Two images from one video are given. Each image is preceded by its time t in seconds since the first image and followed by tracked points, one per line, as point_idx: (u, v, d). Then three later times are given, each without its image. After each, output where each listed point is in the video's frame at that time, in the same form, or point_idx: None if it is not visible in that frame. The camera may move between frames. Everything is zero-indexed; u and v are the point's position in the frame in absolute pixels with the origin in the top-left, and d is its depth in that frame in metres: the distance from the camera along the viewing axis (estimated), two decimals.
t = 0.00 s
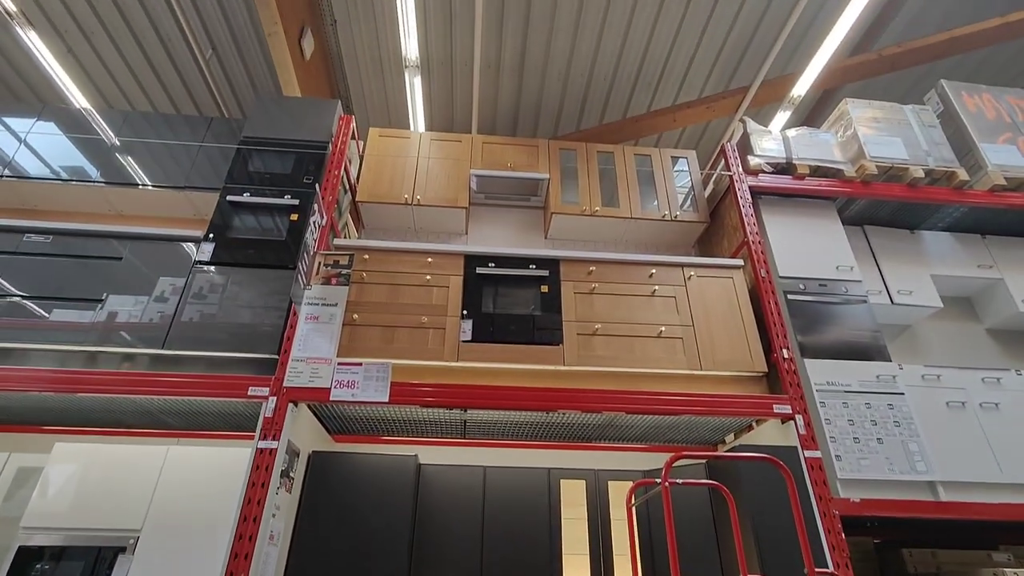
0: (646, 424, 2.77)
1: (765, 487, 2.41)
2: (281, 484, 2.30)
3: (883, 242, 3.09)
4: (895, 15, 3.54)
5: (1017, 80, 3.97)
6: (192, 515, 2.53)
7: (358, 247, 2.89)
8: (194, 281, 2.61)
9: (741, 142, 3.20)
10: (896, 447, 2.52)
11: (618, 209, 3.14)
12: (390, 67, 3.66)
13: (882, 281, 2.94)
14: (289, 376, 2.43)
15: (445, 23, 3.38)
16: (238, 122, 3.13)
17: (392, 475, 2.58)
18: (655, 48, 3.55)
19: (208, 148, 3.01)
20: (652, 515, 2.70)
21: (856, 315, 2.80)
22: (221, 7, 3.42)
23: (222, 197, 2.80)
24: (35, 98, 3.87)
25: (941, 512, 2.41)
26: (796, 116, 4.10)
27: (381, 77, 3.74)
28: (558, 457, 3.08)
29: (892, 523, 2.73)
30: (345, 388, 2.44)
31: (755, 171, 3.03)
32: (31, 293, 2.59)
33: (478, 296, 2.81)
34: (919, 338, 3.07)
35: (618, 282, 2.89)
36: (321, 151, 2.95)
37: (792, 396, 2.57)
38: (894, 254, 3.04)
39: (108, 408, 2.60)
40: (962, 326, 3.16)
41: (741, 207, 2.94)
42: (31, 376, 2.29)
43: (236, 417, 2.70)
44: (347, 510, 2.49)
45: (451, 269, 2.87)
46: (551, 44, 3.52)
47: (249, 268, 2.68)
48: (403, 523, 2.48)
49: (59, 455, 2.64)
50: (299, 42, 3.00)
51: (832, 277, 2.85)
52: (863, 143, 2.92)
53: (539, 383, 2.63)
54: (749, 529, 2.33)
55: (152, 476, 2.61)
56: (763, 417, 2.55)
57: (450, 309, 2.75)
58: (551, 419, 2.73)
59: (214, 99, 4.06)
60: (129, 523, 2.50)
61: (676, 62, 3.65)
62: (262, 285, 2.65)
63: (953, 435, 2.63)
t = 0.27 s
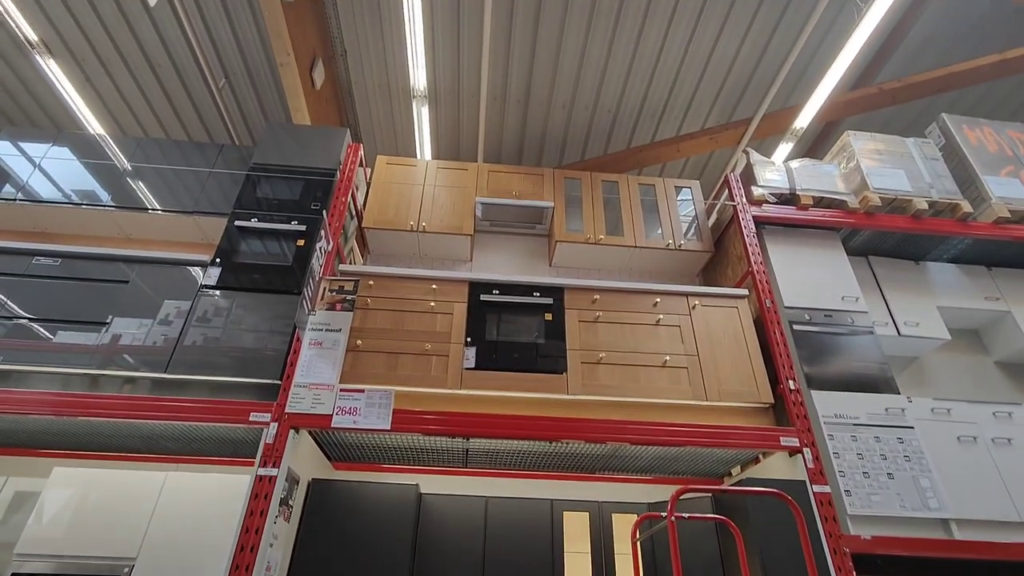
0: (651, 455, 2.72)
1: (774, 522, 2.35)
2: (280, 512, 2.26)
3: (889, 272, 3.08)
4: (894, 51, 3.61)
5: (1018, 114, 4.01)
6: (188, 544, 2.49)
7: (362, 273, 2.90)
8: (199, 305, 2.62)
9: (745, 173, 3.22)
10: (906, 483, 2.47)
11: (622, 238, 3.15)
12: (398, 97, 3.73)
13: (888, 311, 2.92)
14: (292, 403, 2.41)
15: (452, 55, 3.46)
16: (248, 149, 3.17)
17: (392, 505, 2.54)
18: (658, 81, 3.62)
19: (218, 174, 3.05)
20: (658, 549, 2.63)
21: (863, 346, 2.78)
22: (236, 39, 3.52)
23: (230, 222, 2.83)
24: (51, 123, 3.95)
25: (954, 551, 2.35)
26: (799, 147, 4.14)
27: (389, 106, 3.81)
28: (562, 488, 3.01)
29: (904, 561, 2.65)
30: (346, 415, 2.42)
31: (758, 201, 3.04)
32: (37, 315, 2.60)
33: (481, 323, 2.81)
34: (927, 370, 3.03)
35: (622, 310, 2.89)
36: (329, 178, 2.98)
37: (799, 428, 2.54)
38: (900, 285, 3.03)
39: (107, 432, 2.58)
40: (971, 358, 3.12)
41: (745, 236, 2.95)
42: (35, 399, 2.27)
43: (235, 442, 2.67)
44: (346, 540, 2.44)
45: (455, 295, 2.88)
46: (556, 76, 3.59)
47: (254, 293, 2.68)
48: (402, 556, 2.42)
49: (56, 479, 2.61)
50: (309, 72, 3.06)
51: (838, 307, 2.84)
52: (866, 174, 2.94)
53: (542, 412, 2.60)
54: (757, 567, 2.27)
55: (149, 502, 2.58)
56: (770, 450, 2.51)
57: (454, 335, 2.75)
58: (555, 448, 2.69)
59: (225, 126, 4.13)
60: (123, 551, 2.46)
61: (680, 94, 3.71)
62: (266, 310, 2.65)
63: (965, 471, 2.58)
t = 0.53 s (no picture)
0: (653, 469, 2.70)
1: (778, 536, 2.32)
2: (279, 527, 2.24)
3: (889, 284, 3.08)
4: (891, 65, 3.65)
5: (1015, 128, 4.04)
6: (185, 560, 2.46)
7: (364, 285, 2.90)
8: (200, 318, 2.62)
9: (745, 185, 3.23)
10: (911, 496, 2.46)
11: (623, 250, 3.16)
12: (400, 111, 3.76)
13: (889, 323, 2.91)
14: (292, 416, 2.42)
15: (454, 69, 3.50)
16: (251, 163, 3.18)
17: (393, 520, 2.51)
18: (658, 95, 3.65)
19: (220, 187, 3.06)
20: (661, 564, 2.60)
21: (865, 358, 2.77)
22: (239, 54, 3.57)
23: (231, 235, 2.83)
24: (54, 137, 3.98)
25: (961, 566, 2.32)
26: (798, 160, 4.16)
27: (391, 121, 3.84)
28: (565, 502, 2.96)
29: None
30: (347, 428, 2.43)
31: (758, 214, 3.05)
32: (36, 328, 2.58)
33: (483, 335, 2.81)
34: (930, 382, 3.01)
35: (623, 323, 2.89)
36: (331, 192, 2.98)
37: (802, 441, 2.54)
38: (901, 297, 3.03)
39: (106, 446, 2.56)
40: (974, 369, 3.11)
41: (745, 249, 2.96)
42: (32, 413, 2.26)
43: (235, 456, 2.65)
44: (345, 556, 2.41)
45: (456, 307, 2.87)
46: (556, 90, 3.62)
47: (255, 305, 2.68)
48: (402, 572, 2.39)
49: (52, 494, 2.59)
50: (312, 87, 3.09)
51: (839, 319, 2.84)
52: (866, 187, 2.96)
53: (543, 425, 2.59)
54: None
55: (146, 517, 2.55)
56: (774, 463, 2.50)
57: (456, 348, 2.75)
58: (556, 462, 2.67)
59: (227, 140, 4.15)
60: (119, 567, 2.43)
61: (679, 108, 3.74)
62: (267, 322, 2.65)
63: (970, 484, 2.57)
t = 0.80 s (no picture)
0: (652, 465, 2.70)
1: (777, 531, 2.33)
2: (277, 525, 2.23)
3: (887, 280, 3.09)
4: (889, 61, 3.65)
5: (1012, 124, 4.04)
6: (183, 558, 2.45)
7: (362, 283, 2.89)
8: (196, 316, 2.60)
9: (743, 181, 3.23)
10: (910, 491, 2.47)
11: (621, 247, 3.16)
12: (397, 108, 3.75)
13: (887, 319, 2.91)
14: (290, 414, 2.41)
15: (451, 66, 3.49)
16: (248, 160, 3.16)
17: (392, 518, 2.50)
18: (656, 92, 3.65)
19: (217, 184, 3.04)
20: (660, 561, 2.60)
21: (863, 354, 2.78)
22: (235, 51, 3.55)
23: (228, 233, 2.82)
24: (49, 135, 3.96)
25: (959, 560, 2.33)
26: (796, 156, 4.16)
27: (389, 118, 3.83)
28: (564, 499, 2.96)
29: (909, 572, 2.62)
30: (345, 426, 2.44)
31: (757, 210, 3.05)
32: (32, 327, 2.57)
33: (481, 332, 2.80)
34: (928, 378, 3.02)
35: (621, 319, 2.89)
36: (328, 188, 2.96)
37: (801, 436, 2.54)
38: (899, 292, 3.03)
39: (103, 444, 2.55)
40: (972, 365, 3.11)
41: (744, 245, 2.96)
42: (28, 412, 2.25)
43: (232, 454, 2.64)
44: (344, 555, 2.40)
45: (454, 304, 2.87)
46: (554, 87, 3.62)
47: (253, 303, 2.67)
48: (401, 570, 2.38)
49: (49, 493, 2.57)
50: (309, 84, 3.08)
51: (837, 315, 2.84)
52: (864, 183, 2.96)
53: (541, 422, 2.59)
54: None
55: (144, 515, 2.54)
56: (773, 459, 2.51)
57: (454, 345, 2.75)
58: (555, 458, 2.66)
59: (224, 137, 4.13)
60: (117, 566, 2.42)
61: (676, 104, 3.74)
62: (264, 320, 2.63)
63: (968, 479, 2.57)
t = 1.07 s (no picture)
0: (650, 460, 2.70)
1: (774, 525, 2.33)
2: (275, 522, 2.22)
3: (884, 274, 3.09)
4: (885, 55, 3.65)
5: (1006, 119, 4.06)
6: (180, 554, 2.44)
7: (358, 278, 2.88)
8: (192, 313, 2.59)
9: (740, 176, 3.23)
10: (906, 484, 2.48)
11: (618, 242, 3.15)
12: (392, 103, 3.73)
13: (884, 313, 2.91)
14: (286, 410, 2.40)
15: (446, 61, 3.47)
16: (243, 155, 3.15)
17: (390, 514, 2.50)
18: (652, 87, 3.64)
19: (212, 180, 3.02)
20: (658, 555, 2.61)
21: (860, 348, 2.78)
22: (230, 46, 3.53)
23: (224, 229, 2.80)
24: (42, 132, 3.93)
25: (955, 553, 2.34)
26: (792, 151, 4.16)
27: (384, 114, 3.81)
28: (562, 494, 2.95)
29: (906, 564, 2.63)
30: (342, 421, 2.42)
31: (754, 205, 3.05)
32: (26, 324, 2.55)
33: (478, 327, 2.80)
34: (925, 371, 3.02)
35: (618, 314, 2.88)
36: (323, 184, 2.94)
37: (798, 430, 2.55)
38: (896, 287, 3.03)
39: (98, 441, 2.54)
40: (968, 359, 3.12)
41: (741, 240, 2.96)
42: (23, 409, 2.23)
43: (229, 451, 2.63)
44: (343, 551, 2.39)
45: (450, 300, 2.86)
46: (550, 81, 3.61)
47: (250, 300, 2.67)
48: (400, 566, 2.37)
49: (45, 490, 2.56)
50: (304, 78, 3.06)
51: (834, 309, 2.84)
52: (860, 177, 2.96)
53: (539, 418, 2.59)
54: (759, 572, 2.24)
55: (141, 512, 2.53)
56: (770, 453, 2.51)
57: (451, 340, 2.74)
58: (553, 453, 2.66)
59: (219, 133, 4.11)
60: (114, 563, 2.41)
61: (673, 99, 3.73)
62: (260, 316, 2.63)
63: (964, 472, 2.59)
